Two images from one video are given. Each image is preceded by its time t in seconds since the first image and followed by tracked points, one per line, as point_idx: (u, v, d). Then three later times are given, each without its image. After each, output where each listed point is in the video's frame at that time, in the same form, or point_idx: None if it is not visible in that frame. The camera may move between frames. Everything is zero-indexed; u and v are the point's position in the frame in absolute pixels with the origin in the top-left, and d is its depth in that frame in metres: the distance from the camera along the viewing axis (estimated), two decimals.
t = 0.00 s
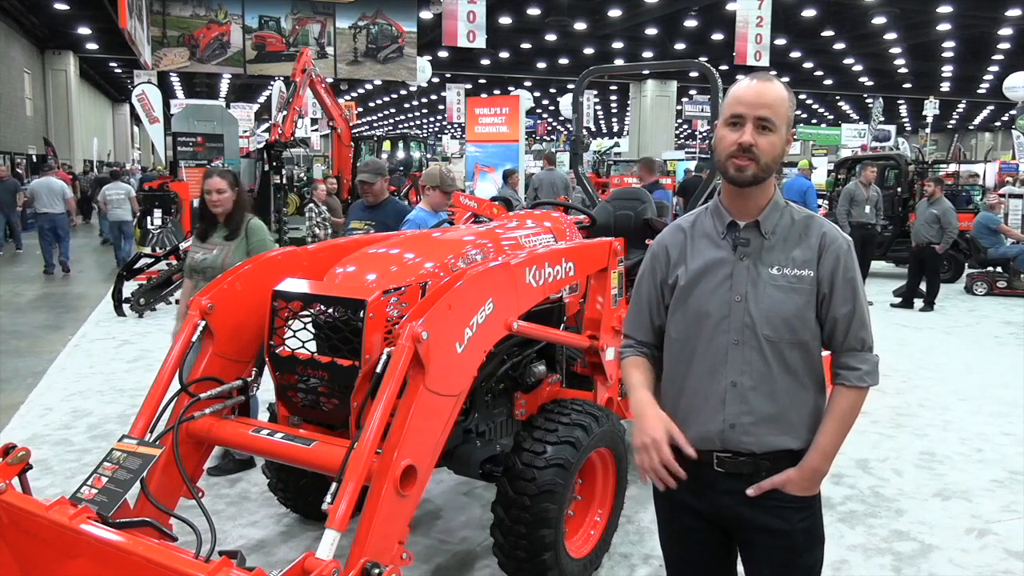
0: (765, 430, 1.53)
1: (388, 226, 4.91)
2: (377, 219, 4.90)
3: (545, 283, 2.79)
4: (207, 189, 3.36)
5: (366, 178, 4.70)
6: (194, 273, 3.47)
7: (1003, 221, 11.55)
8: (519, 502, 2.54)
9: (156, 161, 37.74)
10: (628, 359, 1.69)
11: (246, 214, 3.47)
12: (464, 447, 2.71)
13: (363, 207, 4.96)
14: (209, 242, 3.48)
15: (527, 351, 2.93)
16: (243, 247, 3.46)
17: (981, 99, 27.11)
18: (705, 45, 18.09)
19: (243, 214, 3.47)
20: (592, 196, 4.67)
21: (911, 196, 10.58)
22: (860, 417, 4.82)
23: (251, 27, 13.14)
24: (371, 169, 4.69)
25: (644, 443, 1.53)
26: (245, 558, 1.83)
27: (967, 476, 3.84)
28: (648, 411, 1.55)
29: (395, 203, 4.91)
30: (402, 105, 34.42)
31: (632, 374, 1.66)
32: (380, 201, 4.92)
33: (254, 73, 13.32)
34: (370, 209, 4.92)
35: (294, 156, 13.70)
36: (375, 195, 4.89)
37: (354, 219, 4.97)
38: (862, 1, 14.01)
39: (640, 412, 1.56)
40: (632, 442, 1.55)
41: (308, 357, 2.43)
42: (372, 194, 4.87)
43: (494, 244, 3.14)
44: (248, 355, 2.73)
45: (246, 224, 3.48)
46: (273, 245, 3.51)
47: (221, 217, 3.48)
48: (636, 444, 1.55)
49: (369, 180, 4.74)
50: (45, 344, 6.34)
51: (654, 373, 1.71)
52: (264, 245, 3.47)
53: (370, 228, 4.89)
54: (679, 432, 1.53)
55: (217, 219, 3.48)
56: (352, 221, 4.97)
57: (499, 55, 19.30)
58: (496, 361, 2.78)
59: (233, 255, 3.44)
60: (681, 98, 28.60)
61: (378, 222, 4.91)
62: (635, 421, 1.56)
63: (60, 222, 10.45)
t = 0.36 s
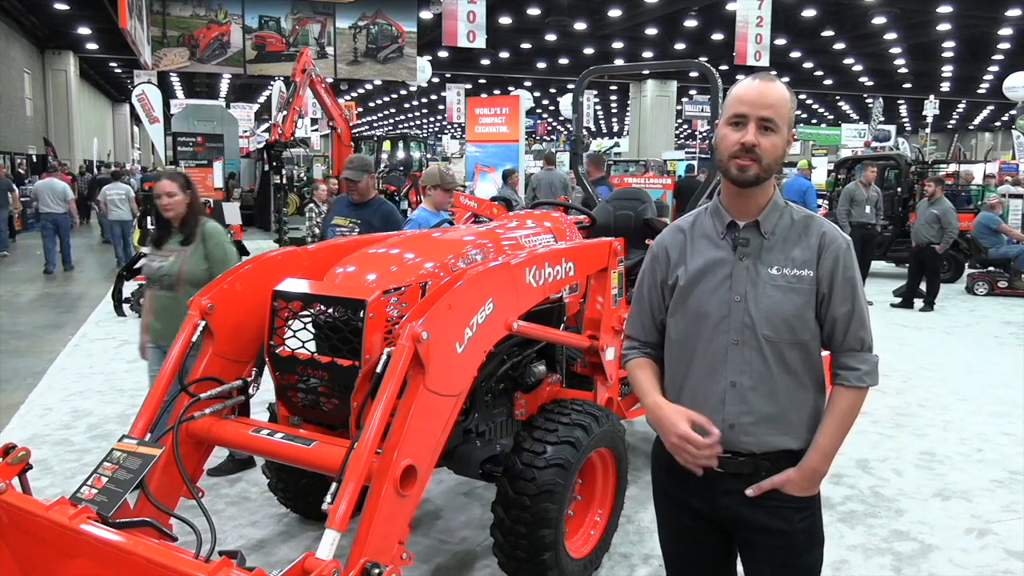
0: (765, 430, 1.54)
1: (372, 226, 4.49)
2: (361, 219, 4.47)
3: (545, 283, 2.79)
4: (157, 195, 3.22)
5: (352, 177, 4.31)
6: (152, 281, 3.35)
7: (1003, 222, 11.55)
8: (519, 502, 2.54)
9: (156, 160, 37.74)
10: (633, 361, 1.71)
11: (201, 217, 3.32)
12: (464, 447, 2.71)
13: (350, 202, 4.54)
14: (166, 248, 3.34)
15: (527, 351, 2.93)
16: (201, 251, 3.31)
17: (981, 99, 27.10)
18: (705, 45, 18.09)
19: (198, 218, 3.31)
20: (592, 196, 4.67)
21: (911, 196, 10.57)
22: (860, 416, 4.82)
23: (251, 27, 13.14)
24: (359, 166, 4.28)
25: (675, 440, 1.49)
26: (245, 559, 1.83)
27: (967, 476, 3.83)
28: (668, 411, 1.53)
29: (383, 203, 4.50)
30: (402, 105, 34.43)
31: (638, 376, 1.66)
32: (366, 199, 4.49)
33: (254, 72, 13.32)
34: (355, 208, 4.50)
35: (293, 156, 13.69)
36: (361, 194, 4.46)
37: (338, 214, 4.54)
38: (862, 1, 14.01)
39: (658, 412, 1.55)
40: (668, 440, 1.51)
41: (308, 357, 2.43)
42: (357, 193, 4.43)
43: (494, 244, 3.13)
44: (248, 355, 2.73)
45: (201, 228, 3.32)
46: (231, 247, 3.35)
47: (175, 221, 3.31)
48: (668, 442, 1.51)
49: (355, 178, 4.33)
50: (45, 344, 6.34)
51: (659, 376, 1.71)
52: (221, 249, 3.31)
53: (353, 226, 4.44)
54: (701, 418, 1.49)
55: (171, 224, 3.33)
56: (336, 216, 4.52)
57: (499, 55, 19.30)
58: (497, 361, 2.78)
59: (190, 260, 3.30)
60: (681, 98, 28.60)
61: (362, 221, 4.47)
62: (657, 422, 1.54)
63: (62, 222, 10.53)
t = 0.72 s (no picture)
0: (765, 430, 1.53)
1: (353, 228, 4.22)
2: (341, 221, 4.21)
3: (545, 283, 2.79)
4: (105, 190, 2.96)
5: (327, 175, 4.06)
6: (100, 281, 3.08)
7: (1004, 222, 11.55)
8: (519, 502, 2.54)
9: (156, 160, 37.74)
10: (630, 359, 1.69)
11: (151, 213, 3.03)
12: (464, 448, 2.71)
13: (321, 206, 4.27)
14: (114, 246, 3.06)
15: (527, 351, 2.93)
16: (151, 248, 3.03)
17: (982, 99, 27.11)
18: (705, 45, 18.09)
19: (148, 214, 3.02)
20: (591, 196, 4.66)
21: (911, 197, 10.58)
22: (860, 416, 4.82)
23: (251, 27, 13.14)
24: (332, 165, 4.06)
25: (658, 426, 1.47)
26: (245, 558, 1.84)
27: (968, 476, 3.83)
28: (657, 400, 1.52)
29: (358, 204, 4.25)
30: (402, 105, 34.44)
31: (635, 372, 1.65)
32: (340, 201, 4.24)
33: (254, 73, 13.31)
34: (329, 211, 4.23)
35: (294, 156, 13.68)
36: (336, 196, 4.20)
37: (311, 221, 4.26)
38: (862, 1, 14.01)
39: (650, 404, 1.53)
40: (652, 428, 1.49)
41: (308, 358, 2.43)
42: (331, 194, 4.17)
43: (494, 244, 3.14)
44: (248, 355, 2.73)
45: (150, 223, 3.03)
46: (184, 244, 3.06)
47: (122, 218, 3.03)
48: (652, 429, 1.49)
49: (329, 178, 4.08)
50: (45, 344, 6.34)
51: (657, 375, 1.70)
52: (173, 245, 3.02)
53: (334, 230, 4.19)
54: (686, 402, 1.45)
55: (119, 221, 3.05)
56: (309, 224, 4.24)
57: (499, 55, 19.30)
58: (497, 361, 2.78)
59: (139, 258, 3.02)
60: (681, 98, 28.61)
61: (342, 224, 4.21)
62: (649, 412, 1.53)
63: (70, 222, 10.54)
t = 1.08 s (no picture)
0: (765, 431, 1.53)
1: (324, 226, 3.96)
2: (310, 218, 3.93)
3: (545, 283, 2.79)
4: (72, 195, 2.84)
5: (291, 172, 3.77)
6: (66, 290, 2.90)
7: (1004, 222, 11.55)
8: (518, 502, 2.54)
9: (156, 160, 37.75)
10: (635, 360, 1.69)
11: (121, 218, 2.91)
12: (464, 447, 2.71)
13: (285, 206, 3.99)
14: (80, 253, 2.89)
15: (526, 351, 2.93)
16: (122, 255, 2.89)
17: (981, 99, 27.12)
18: (705, 45, 18.10)
19: (118, 219, 2.90)
20: (591, 196, 4.66)
21: (910, 197, 10.58)
22: (860, 416, 4.82)
23: (251, 27, 13.14)
24: (296, 162, 3.79)
25: (686, 431, 1.50)
26: (245, 559, 1.83)
27: (967, 476, 3.83)
28: (678, 403, 1.54)
29: (325, 200, 4.00)
30: (402, 105, 34.46)
31: (644, 371, 1.65)
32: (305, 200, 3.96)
33: (254, 73, 13.31)
34: (295, 210, 3.95)
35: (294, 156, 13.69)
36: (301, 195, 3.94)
37: (276, 223, 3.95)
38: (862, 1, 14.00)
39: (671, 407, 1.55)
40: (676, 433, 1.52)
41: (308, 358, 2.43)
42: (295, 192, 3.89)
43: (494, 244, 3.14)
44: (248, 355, 2.73)
45: (122, 229, 2.91)
46: (157, 251, 2.95)
47: (90, 225, 2.89)
48: (677, 434, 1.52)
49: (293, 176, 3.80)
50: (45, 344, 6.34)
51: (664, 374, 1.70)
52: (146, 251, 2.90)
53: (305, 228, 3.90)
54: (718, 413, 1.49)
55: (86, 228, 2.91)
56: (276, 225, 3.94)
57: (499, 55, 19.30)
58: (496, 361, 2.78)
59: (110, 265, 2.88)
60: (681, 98, 28.61)
61: (312, 220, 3.94)
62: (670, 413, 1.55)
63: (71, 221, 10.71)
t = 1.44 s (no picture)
0: (765, 431, 1.53)
1: (307, 233, 3.68)
2: (293, 224, 3.66)
3: (545, 283, 2.79)
4: (38, 192, 2.71)
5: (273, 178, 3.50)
6: (26, 291, 2.78)
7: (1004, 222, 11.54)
8: (519, 502, 2.54)
9: (156, 160, 37.74)
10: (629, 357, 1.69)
11: (88, 219, 2.79)
12: (464, 448, 2.71)
13: (269, 211, 3.72)
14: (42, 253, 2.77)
15: (527, 351, 2.93)
16: (86, 258, 2.77)
17: (981, 99, 27.12)
18: (705, 45, 18.10)
19: (85, 219, 2.79)
20: (591, 196, 4.66)
21: (911, 196, 10.57)
22: (860, 417, 4.82)
23: (251, 27, 13.14)
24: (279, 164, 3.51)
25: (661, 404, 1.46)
26: (245, 558, 1.83)
27: (968, 476, 3.83)
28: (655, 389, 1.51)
29: (309, 205, 3.72)
30: (402, 105, 34.45)
31: (633, 367, 1.62)
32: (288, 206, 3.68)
33: (254, 72, 13.30)
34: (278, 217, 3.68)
35: (294, 156, 13.68)
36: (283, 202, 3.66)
37: (257, 227, 3.70)
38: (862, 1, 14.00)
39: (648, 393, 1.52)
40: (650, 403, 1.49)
41: (309, 358, 2.43)
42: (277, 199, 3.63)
43: (494, 244, 3.14)
44: (248, 355, 2.73)
45: (88, 230, 2.80)
46: (124, 256, 2.84)
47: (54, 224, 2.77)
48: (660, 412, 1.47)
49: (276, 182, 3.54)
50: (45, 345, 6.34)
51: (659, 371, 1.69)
52: (112, 256, 2.79)
53: (287, 236, 3.63)
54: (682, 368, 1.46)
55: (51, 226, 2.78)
56: (257, 230, 3.69)
57: (499, 55, 19.29)
58: (497, 361, 2.79)
59: (73, 267, 2.76)
60: (681, 98, 28.59)
61: (294, 228, 3.66)
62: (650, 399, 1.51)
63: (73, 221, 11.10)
